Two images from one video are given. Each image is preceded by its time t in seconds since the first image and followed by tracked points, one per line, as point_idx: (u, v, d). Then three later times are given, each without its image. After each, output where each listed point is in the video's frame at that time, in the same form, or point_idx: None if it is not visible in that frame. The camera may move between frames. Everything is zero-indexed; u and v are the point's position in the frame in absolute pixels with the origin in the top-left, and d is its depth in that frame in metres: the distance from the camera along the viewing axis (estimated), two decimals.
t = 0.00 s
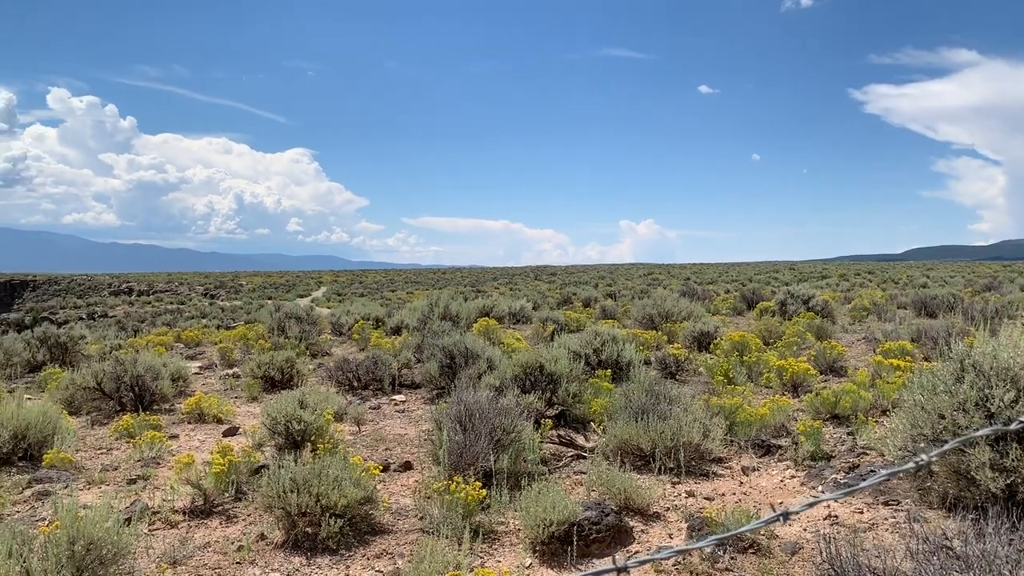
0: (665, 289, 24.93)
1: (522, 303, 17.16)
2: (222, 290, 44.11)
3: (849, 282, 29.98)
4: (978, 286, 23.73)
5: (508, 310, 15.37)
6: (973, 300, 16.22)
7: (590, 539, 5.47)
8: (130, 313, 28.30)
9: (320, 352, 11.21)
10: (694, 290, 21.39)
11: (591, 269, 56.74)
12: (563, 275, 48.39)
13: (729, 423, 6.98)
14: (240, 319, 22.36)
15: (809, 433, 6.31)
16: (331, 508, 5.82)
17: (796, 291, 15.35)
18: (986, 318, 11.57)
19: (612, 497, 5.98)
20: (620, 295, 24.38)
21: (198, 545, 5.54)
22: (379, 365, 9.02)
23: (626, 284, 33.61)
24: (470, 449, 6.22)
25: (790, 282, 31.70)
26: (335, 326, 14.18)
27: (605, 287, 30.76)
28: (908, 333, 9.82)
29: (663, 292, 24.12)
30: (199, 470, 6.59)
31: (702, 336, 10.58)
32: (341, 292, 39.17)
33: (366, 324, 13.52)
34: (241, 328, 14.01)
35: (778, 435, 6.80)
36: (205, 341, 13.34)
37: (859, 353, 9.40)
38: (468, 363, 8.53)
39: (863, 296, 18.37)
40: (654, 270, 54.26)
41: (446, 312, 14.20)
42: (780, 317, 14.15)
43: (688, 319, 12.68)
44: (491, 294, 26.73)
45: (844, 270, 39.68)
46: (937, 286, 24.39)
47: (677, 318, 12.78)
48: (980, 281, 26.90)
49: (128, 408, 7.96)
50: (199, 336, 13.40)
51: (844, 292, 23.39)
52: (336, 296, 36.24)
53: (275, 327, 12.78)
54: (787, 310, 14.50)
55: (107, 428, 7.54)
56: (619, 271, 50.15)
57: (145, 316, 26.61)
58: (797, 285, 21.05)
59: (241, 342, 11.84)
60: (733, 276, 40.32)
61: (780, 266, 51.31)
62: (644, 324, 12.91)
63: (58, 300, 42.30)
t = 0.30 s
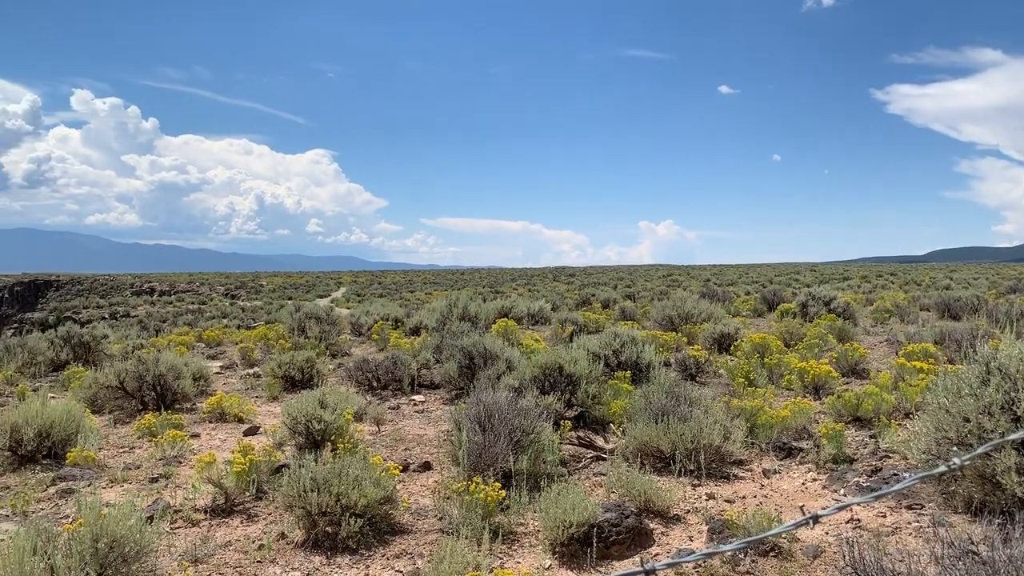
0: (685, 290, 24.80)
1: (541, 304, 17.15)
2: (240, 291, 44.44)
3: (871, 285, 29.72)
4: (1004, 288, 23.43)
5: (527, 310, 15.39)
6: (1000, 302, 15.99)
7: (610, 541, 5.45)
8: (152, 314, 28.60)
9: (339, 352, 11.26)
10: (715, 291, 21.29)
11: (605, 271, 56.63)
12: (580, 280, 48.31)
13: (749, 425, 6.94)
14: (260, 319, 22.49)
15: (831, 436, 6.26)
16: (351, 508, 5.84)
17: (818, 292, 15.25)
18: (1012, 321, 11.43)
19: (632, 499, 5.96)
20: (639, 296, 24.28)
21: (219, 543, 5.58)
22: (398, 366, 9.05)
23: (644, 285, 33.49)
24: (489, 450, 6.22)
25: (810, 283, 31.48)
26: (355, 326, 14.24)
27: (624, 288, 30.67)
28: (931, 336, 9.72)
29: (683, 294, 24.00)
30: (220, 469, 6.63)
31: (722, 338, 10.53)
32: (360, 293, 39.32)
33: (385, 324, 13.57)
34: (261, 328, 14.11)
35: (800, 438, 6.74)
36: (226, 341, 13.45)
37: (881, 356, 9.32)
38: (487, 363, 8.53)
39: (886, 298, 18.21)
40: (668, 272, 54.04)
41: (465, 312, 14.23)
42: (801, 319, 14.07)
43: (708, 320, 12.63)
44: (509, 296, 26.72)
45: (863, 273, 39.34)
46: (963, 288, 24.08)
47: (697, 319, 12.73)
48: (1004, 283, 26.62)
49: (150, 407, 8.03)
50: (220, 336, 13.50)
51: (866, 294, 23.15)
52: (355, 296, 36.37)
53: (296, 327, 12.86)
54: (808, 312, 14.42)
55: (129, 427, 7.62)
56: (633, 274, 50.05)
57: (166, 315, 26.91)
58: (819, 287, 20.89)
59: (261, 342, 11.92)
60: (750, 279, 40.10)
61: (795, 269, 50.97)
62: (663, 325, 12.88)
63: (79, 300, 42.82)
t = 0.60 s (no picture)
0: (704, 290, 24.68)
1: (558, 303, 17.14)
2: (259, 287, 44.81)
3: (892, 286, 29.51)
4: None
5: (545, 310, 15.40)
6: None
7: (629, 542, 5.43)
8: (172, 311, 28.83)
9: (358, 350, 11.31)
10: (734, 291, 21.19)
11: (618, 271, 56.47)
12: (597, 280, 47.84)
13: (770, 427, 6.90)
14: (280, 317, 22.59)
15: (852, 438, 6.21)
16: (371, 506, 5.86)
17: (838, 293, 15.16)
18: None
19: (651, 500, 5.94)
20: (658, 296, 24.22)
21: (239, 540, 5.62)
22: (417, 364, 9.08)
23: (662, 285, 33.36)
24: (508, 449, 6.22)
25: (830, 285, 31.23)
26: (374, 325, 14.30)
27: (643, 288, 30.41)
28: (954, 338, 9.62)
29: (703, 294, 23.86)
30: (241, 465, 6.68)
31: (742, 339, 10.49)
32: (378, 291, 39.43)
33: (404, 323, 13.62)
34: (281, 326, 14.21)
35: (821, 440, 6.69)
36: (246, 338, 13.54)
37: (903, 358, 9.25)
38: (506, 363, 8.53)
39: (909, 300, 18.02)
40: (682, 272, 53.83)
41: (483, 311, 14.26)
42: (822, 321, 13.99)
43: (727, 321, 12.57)
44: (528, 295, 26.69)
45: (882, 275, 39.02)
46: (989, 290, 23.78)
47: (717, 320, 12.68)
48: None
49: (172, 403, 8.10)
50: (240, 333, 13.59)
51: (887, 295, 23.01)
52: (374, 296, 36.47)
53: (315, 325, 12.94)
54: (828, 314, 14.33)
55: (151, 423, 7.69)
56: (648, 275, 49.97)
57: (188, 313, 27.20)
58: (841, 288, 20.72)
59: (281, 340, 12.00)
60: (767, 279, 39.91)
61: (810, 270, 50.62)
62: (683, 326, 12.84)
63: (99, 297, 43.33)
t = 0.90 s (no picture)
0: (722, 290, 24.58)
1: (575, 302, 17.10)
2: (275, 285, 45.11)
3: (913, 287, 29.27)
4: None
5: (563, 309, 15.39)
6: None
7: (646, 541, 5.42)
8: (192, 308, 29.03)
9: (376, 348, 11.35)
10: (753, 291, 21.07)
11: (631, 271, 56.33)
12: (616, 278, 47.45)
13: (788, 427, 6.87)
14: (298, 314, 22.72)
15: (872, 440, 6.16)
16: (388, 503, 5.88)
17: (858, 294, 15.04)
18: None
19: (669, 500, 5.92)
20: (676, 296, 24.15)
21: (258, 535, 5.66)
22: (434, 362, 9.10)
23: (681, 285, 33.19)
24: (525, 447, 6.22)
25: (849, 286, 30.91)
26: (391, 323, 14.35)
27: (661, 288, 30.30)
28: (976, 340, 9.53)
29: (722, 293, 23.77)
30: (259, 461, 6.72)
31: (761, 339, 10.45)
32: (395, 290, 39.47)
33: (422, 321, 13.66)
34: (299, 323, 14.28)
35: (841, 441, 6.65)
36: (265, 335, 13.63)
37: (923, 359, 9.18)
38: (523, 361, 8.53)
39: (930, 301, 17.84)
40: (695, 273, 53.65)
41: (501, 310, 14.26)
42: (841, 322, 13.90)
43: (746, 321, 12.52)
44: (546, 294, 26.68)
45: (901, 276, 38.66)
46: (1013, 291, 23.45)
47: (736, 320, 12.64)
48: None
49: (191, 399, 8.17)
50: (259, 330, 13.68)
51: (908, 296, 22.78)
52: (392, 294, 36.51)
53: (333, 323, 13.00)
54: (848, 314, 14.24)
55: (171, 419, 7.76)
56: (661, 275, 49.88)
57: (206, 310, 27.41)
58: (861, 289, 20.53)
59: (300, 337, 12.07)
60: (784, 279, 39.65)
61: (825, 271, 50.30)
62: (701, 325, 12.79)
63: (118, 294, 43.80)
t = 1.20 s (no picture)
0: (742, 288, 24.50)
1: (592, 299, 17.08)
2: (291, 281, 45.43)
3: (933, 285, 29.03)
4: None
5: (580, 307, 15.38)
6: None
7: (665, 540, 5.40)
8: (212, 304, 29.26)
9: (394, 345, 11.39)
10: (773, 289, 20.93)
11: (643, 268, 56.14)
12: (632, 279, 46.96)
13: (808, 426, 6.83)
14: (317, 311, 22.86)
15: (893, 439, 6.11)
16: (407, 499, 5.90)
17: (879, 292, 14.91)
18: None
19: (688, 499, 5.90)
20: (695, 293, 24.03)
21: (278, 530, 5.70)
22: (452, 359, 9.12)
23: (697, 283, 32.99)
24: (543, 445, 6.22)
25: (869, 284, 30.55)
26: (409, 320, 14.41)
27: (678, 285, 30.35)
28: (1000, 339, 9.43)
29: (741, 291, 23.64)
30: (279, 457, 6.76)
31: (780, 337, 10.40)
32: (412, 287, 39.52)
33: (439, 318, 13.71)
34: (318, 320, 14.37)
35: (861, 440, 6.61)
36: (284, 332, 13.72)
37: (946, 358, 9.10)
38: (541, 359, 8.53)
39: (952, 299, 17.64)
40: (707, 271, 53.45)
41: (518, 307, 14.27)
42: (862, 320, 13.81)
43: (765, 320, 12.47)
44: (564, 291, 26.64)
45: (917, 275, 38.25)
46: None
47: (755, 318, 12.59)
48: None
49: (212, 395, 8.24)
50: (278, 326, 13.76)
51: (927, 295, 22.58)
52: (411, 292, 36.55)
53: (352, 320, 13.07)
54: (868, 313, 14.14)
55: (192, 414, 7.83)
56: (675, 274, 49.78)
57: (225, 306, 27.65)
58: (882, 287, 20.33)
59: (318, 334, 12.14)
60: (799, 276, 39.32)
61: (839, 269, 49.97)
62: (719, 323, 12.75)
63: (137, 291, 44.30)
